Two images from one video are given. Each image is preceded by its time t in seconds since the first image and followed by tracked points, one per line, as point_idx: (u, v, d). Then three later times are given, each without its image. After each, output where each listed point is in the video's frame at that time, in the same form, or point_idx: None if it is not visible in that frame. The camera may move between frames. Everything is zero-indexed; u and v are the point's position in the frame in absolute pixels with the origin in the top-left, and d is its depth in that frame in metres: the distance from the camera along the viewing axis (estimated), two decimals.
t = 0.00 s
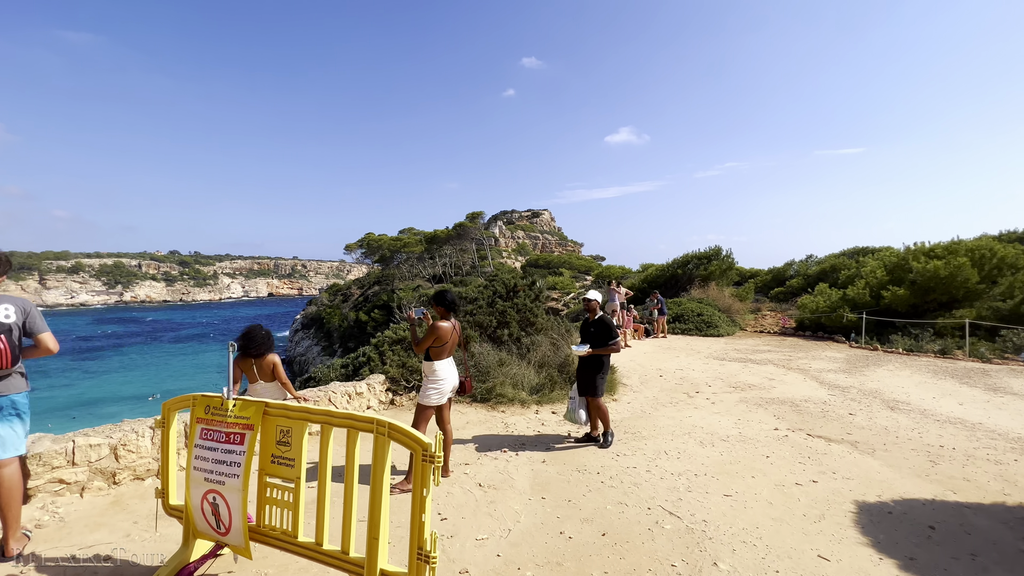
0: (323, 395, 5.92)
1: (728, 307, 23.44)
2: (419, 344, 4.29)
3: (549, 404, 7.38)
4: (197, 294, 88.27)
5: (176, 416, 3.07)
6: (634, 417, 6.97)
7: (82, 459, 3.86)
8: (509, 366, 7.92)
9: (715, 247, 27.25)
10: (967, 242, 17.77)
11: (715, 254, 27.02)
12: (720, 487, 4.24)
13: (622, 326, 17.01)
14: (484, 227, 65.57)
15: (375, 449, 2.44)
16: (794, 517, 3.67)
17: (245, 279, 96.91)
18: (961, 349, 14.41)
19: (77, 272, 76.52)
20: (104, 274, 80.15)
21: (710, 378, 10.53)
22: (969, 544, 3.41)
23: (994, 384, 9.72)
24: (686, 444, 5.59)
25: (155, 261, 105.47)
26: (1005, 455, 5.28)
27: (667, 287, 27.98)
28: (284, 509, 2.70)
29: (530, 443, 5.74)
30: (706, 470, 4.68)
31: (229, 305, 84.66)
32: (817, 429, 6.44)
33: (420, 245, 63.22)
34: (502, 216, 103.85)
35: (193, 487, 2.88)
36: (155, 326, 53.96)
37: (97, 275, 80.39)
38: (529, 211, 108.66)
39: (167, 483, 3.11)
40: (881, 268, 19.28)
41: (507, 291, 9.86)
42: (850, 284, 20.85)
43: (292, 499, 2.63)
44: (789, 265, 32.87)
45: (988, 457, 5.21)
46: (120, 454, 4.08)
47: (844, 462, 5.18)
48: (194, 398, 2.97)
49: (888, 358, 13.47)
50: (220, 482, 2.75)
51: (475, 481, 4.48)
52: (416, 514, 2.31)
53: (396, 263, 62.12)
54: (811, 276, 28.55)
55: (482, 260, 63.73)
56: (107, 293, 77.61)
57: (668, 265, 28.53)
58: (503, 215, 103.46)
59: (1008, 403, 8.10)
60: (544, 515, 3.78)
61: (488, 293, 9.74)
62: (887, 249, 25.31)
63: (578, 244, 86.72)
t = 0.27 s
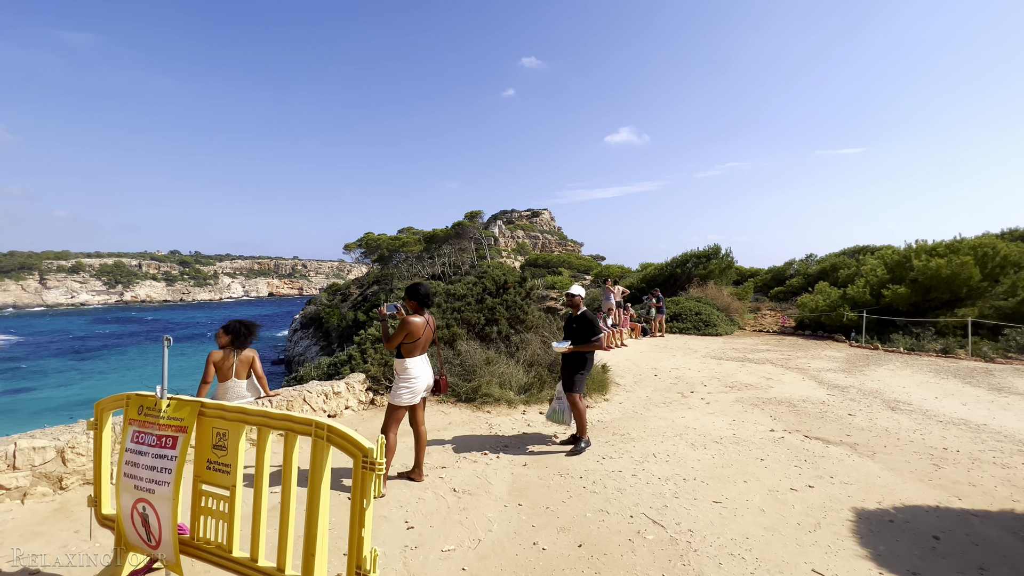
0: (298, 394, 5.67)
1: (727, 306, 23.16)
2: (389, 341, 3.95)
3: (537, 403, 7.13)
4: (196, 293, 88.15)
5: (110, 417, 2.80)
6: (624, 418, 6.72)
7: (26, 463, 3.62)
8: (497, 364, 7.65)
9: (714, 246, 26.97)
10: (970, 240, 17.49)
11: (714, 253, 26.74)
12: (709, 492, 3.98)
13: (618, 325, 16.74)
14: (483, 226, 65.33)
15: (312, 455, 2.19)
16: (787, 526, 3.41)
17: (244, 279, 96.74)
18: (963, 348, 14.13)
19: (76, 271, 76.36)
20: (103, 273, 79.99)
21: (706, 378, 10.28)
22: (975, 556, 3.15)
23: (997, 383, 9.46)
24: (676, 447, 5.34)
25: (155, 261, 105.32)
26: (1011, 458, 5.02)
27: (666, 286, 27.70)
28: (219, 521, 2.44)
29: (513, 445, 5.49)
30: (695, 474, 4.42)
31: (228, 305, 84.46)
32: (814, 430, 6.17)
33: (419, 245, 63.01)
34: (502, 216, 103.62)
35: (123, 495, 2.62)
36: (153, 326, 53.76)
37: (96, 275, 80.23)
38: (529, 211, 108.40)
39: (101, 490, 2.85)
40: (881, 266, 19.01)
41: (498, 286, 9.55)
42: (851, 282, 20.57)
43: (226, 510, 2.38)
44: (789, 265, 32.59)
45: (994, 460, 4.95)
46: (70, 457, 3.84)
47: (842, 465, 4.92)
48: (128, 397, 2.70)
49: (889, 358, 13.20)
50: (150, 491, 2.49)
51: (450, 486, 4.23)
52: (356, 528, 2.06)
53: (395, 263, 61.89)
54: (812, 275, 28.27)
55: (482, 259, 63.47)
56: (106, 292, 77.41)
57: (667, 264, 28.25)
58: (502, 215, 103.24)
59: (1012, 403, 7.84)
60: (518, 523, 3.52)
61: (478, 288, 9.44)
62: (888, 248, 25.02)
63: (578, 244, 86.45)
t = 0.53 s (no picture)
0: (270, 401, 5.38)
1: (726, 307, 22.86)
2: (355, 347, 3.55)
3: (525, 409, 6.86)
4: (196, 293, 88.07)
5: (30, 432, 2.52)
6: (614, 425, 6.45)
7: None
8: (485, 368, 7.35)
9: (714, 246, 26.64)
10: (973, 239, 17.18)
11: (714, 253, 26.40)
12: (698, 509, 3.71)
13: (615, 326, 16.44)
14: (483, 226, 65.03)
15: (234, 482, 1.92)
16: (781, 550, 3.14)
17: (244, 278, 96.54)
18: (966, 350, 13.84)
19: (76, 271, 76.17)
20: (102, 273, 79.81)
21: (703, 381, 9.99)
22: None
23: (1003, 387, 9.17)
24: (666, 456, 5.07)
25: (155, 260, 105.09)
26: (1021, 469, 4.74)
27: (665, 286, 27.38)
28: (138, 554, 2.17)
29: (495, 454, 5.22)
30: (685, 488, 4.14)
31: (227, 304, 84.30)
32: (814, 438, 5.88)
33: (418, 245, 62.75)
34: (502, 216, 103.32)
35: (38, 521, 2.34)
36: (151, 326, 53.54)
37: (95, 275, 80.04)
38: (529, 211, 108.08)
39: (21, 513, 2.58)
40: (883, 266, 18.70)
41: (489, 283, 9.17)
42: (851, 282, 20.27)
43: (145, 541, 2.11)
44: (790, 265, 32.27)
45: (1003, 472, 4.67)
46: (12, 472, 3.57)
47: (841, 477, 4.64)
48: (46, 411, 2.43)
49: (891, 360, 12.90)
50: (63, 518, 2.22)
51: (421, 501, 3.95)
52: (279, 568, 1.80)
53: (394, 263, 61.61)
54: (812, 275, 27.96)
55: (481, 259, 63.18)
56: (105, 292, 77.18)
57: (666, 264, 27.93)
58: (502, 215, 102.97)
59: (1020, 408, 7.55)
60: (490, 545, 3.25)
61: (467, 287, 9.09)
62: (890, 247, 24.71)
63: (578, 244, 86.11)
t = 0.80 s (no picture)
0: (243, 403, 5.15)
1: (725, 306, 22.60)
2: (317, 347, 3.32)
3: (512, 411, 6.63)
4: (196, 293, 87.92)
5: None
6: (604, 429, 6.20)
7: None
8: (471, 369, 7.12)
9: (713, 245, 26.37)
10: (975, 237, 16.90)
11: (713, 252, 26.14)
12: (684, 522, 3.46)
13: (612, 326, 16.19)
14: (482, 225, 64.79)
15: (139, 504, 1.68)
16: (772, 569, 2.90)
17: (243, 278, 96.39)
18: (969, 350, 13.58)
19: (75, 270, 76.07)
20: (101, 272, 79.69)
21: (698, 382, 9.75)
22: None
23: (1006, 388, 8.92)
24: (655, 462, 4.83)
25: (154, 260, 104.98)
26: None
27: (664, 285, 27.10)
28: None
29: (475, 459, 4.98)
30: (672, 498, 3.89)
31: (226, 304, 84.12)
32: (811, 443, 5.64)
33: (417, 244, 62.51)
34: (501, 216, 103.07)
35: None
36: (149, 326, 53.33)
37: (95, 274, 79.89)
38: (529, 210, 107.84)
39: None
40: (884, 265, 18.44)
41: (478, 281, 8.93)
42: (852, 282, 20.01)
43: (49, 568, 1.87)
44: (790, 264, 31.99)
45: (1009, 479, 4.43)
46: None
47: (839, 485, 4.40)
48: None
49: (892, 360, 12.65)
50: None
51: (391, 512, 3.71)
52: None
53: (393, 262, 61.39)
54: (813, 274, 27.69)
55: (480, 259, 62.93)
56: (105, 291, 77.06)
57: (665, 263, 27.64)
58: (502, 214, 102.73)
59: None
60: (458, 562, 3.01)
61: (456, 285, 8.85)
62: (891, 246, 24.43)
63: (578, 243, 85.82)
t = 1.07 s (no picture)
0: (209, 407, 4.90)
1: (724, 306, 22.31)
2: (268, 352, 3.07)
3: (498, 416, 6.38)
4: (195, 292, 87.71)
5: None
6: (592, 435, 5.94)
7: None
8: (457, 371, 6.86)
9: (712, 244, 26.06)
10: (978, 236, 16.60)
11: (712, 251, 25.83)
12: (668, 541, 3.20)
13: (608, 326, 15.90)
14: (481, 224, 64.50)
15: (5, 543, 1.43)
16: None
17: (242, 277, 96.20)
18: (971, 351, 13.30)
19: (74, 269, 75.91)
20: (100, 271, 79.49)
21: (695, 384, 9.48)
22: None
23: (1011, 391, 8.64)
24: (642, 471, 4.56)
25: (154, 259, 104.77)
26: None
27: (662, 285, 26.81)
28: None
29: (453, 467, 4.72)
30: (657, 512, 3.63)
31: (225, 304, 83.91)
32: (808, 450, 5.38)
33: (416, 243, 62.24)
34: (501, 216, 102.85)
35: None
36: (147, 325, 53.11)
37: (94, 274, 79.76)
38: (529, 210, 107.60)
39: None
40: (884, 264, 18.15)
41: (467, 281, 8.65)
42: (852, 281, 19.73)
43: None
44: (790, 263, 31.68)
45: (1017, 491, 4.16)
46: None
47: (837, 497, 4.13)
48: None
49: (893, 361, 12.37)
50: None
51: (355, 528, 3.46)
52: None
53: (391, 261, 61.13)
54: (813, 274, 27.39)
55: (479, 258, 62.66)
56: (104, 290, 76.87)
57: (663, 263, 27.34)
58: (502, 214, 102.55)
59: None
60: None
61: (443, 285, 8.56)
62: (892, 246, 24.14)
63: (577, 243, 85.48)
